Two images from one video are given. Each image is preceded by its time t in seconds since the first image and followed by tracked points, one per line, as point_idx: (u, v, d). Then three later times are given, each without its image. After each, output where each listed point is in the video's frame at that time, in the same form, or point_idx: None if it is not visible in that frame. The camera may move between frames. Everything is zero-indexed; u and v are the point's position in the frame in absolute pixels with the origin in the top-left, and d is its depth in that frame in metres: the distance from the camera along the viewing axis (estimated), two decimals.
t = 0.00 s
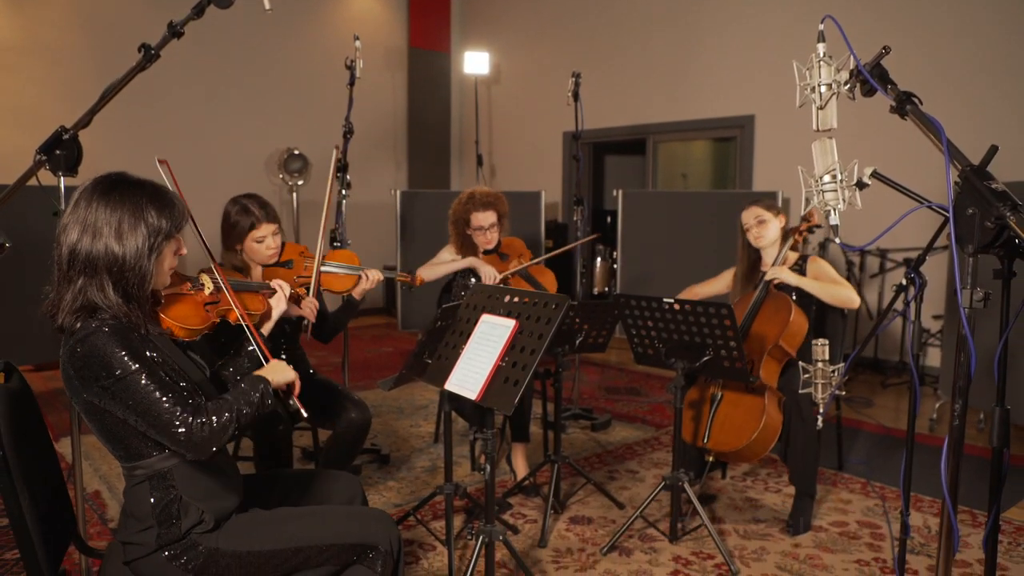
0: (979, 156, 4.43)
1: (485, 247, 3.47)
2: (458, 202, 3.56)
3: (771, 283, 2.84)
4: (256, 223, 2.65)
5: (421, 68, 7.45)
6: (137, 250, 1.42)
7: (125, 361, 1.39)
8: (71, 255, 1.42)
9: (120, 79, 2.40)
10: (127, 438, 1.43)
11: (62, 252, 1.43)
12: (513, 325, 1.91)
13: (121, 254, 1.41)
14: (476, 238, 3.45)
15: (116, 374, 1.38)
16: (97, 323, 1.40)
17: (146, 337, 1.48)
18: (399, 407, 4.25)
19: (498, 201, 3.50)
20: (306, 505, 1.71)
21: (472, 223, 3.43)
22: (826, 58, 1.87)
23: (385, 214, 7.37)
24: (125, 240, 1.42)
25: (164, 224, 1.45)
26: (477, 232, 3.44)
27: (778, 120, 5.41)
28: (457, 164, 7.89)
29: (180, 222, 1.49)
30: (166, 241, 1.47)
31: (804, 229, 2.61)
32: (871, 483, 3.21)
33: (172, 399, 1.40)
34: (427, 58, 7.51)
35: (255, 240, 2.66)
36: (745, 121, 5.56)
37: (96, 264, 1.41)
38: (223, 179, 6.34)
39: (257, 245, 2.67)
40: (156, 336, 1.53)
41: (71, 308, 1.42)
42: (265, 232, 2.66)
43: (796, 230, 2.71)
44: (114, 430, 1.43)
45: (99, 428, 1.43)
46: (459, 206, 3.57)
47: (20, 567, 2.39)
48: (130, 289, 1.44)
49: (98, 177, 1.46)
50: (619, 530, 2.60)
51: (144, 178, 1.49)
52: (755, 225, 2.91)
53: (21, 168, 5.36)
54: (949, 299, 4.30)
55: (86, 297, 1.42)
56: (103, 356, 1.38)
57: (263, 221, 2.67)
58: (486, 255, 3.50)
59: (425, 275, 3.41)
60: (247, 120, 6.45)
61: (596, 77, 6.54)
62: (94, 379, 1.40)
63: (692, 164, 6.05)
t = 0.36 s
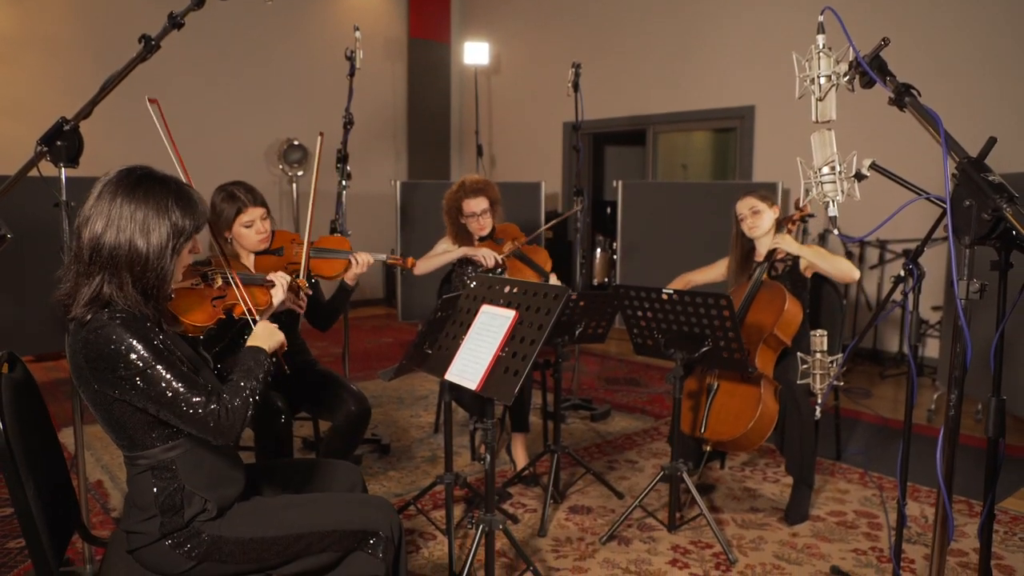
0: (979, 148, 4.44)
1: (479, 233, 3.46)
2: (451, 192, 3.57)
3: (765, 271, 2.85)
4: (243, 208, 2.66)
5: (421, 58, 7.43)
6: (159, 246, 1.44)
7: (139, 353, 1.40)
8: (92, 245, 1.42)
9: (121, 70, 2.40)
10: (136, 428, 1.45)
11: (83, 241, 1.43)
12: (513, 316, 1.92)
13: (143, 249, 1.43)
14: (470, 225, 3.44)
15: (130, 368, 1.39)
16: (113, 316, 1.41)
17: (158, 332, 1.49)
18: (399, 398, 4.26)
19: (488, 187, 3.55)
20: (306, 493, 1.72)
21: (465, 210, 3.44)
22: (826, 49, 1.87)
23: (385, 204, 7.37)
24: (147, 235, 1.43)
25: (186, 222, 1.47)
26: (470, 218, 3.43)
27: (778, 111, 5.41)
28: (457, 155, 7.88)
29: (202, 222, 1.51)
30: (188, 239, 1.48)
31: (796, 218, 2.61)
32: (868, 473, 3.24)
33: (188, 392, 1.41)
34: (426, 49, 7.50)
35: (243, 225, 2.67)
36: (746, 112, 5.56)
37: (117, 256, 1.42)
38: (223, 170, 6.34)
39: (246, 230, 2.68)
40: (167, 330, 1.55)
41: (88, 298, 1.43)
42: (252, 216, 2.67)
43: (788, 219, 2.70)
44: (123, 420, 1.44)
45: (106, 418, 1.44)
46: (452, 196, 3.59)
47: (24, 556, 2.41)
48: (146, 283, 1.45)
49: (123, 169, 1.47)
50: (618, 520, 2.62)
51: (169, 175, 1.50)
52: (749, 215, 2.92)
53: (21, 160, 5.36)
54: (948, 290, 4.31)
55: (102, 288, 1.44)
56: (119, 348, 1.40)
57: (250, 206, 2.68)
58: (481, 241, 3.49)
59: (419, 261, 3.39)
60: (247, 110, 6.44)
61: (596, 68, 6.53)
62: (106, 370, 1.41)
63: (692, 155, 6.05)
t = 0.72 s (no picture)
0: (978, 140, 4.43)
1: (480, 222, 3.45)
2: (454, 181, 3.57)
3: (767, 265, 2.86)
4: (250, 193, 2.67)
5: (420, 51, 7.42)
6: (169, 244, 1.44)
7: (139, 350, 1.40)
8: (104, 239, 1.43)
9: (121, 63, 2.40)
10: (134, 423, 1.44)
11: (94, 234, 1.44)
12: (513, 309, 1.93)
13: (153, 247, 1.43)
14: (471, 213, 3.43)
15: (128, 362, 1.40)
16: (118, 311, 1.42)
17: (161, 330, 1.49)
18: (399, 391, 4.28)
19: (489, 176, 3.54)
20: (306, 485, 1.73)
21: (466, 198, 3.43)
22: (825, 43, 1.87)
23: (385, 197, 7.37)
24: (157, 234, 1.43)
25: (197, 221, 1.47)
26: (471, 207, 3.42)
27: (778, 104, 5.41)
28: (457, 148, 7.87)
29: (213, 221, 1.51)
30: (198, 239, 1.48)
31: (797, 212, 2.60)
32: (867, 465, 3.25)
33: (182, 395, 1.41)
34: (427, 42, 7.48)
35: (249, 211, 2.67)
36: (746, 105, 5.56)
37: (126, 252, 1.43)
38: (223, 163, 6.34)
39: (251, 215, 2.67)
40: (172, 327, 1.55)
41: (96, 292, 1.44)
42: (260, 201, 2.67)
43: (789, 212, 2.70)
44: (119, 414, 1.45)
45: (104, 409, 1.45)
46: (455, 186, 3.58)
47: (28, 547, 2.42)
48: (153, 280, 1.46)
49: (137, 165, 1.47)
50: (618, 512, 2.64)
51: (183, 174, 1.50)
52: (749, 210, 2.91)
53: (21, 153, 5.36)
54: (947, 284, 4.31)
55: (109, 282, 1.44)
56: (118, 343, 1.40)
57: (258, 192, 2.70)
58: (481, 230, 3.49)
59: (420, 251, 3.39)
60: (247, 103, 6.43)
61: (596, 59, 6.51)
62: (108, 365, 1.42)
63: (693, 149, 6.05)
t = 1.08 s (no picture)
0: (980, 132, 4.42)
1: (483, 212, 3.46)
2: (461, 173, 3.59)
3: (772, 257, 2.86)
4: (272, 179, 2.70)
5: (420, 42, 7.39)
6: (175, 231, 1.45)
7: (140, 343, 1.39)
8: (112, 226, 1.44)
9: (120, 55, 2.39)
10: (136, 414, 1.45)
11: (101, 222, 1.45)
12: (513, 301, 1.92)
13: (159, 233, 1.43)
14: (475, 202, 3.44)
15: (127, 356, 1.39)
16: (122, 299, 1.41)
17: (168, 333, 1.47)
18: (400, 382, 4.28)
19: (496, 168, 3.56)
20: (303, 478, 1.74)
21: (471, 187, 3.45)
22: (827, 34, 1.86)
23: (385, 189, 7.36)
24: (164, 221, 1.44)
25: (202, 207, 1.48)
26: (475, 195, 3.43)
27: (779, 95, 5.39)
28: (457, 139, 7.86)
29: (218, 208, 1.52)
30: (204, 225, 1.49)
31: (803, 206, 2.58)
32: (867, 457, 3.26)
33: (172, 395, 1.39)
34: (426, 33, 7.44)
35: (269, 195, 2.69)
36: (747, 96, 5.54)
37: (133, 239, 1.43)
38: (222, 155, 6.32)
39: (269, 200, 2.69)
40: (179, 320, 1.54)
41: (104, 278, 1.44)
42: (280, 186, 2.69)
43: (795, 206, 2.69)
44: (123, 404, 1.45)
45: (108, 399, 1.46)
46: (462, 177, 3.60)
47: (30, 539, 2.43)
48: (159, 268, 1.46)
49: (143, 152, 1.48)
50: (618, 503, 2.64)
51: (189, 160, 1.51)
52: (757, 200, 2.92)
53: (20, 146, 5.35)
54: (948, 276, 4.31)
55: (116, 270, 1.45)
56: (120, 334, 1.39)
57: (280, 178, 2.73)
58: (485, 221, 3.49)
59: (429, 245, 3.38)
60: (247, 95, 6.41)
61: (596, 50, 6.49)
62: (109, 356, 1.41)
63: (693, 141, 6.04)
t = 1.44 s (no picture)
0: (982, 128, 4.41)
1: (490, 216, 3.43)
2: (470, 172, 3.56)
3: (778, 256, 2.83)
4: (298, 180, 2.72)
5: (420, 38, 7.37)
6: (182, 225, 1.44)
7: (148, 335, 1.39)
8: (118, 220, 1.42)
9: (117, 49, 2.36)
10: (140, 409, 1.43)
11: (106, 216, 1.43)
12: (513, 297, 1.91)
13: (166, 228, 1.42)
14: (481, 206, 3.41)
15: (136, 349, 1.39)
16: (129, 292, 1.41)
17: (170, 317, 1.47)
18: (399, 380, 4.27)
19: (507, 171, 3.52)
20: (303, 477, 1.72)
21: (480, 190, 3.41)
22: (829, 28, 1.84)
23: (384, 186, 7.34)
24: (171, 215, 1.43)
25: (208, 203, 1.47)
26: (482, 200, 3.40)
27: (780, 91, 5.37)
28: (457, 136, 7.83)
29: (223, 203, 1.51)
30: (209, 220, 1.48)
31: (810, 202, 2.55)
32: (868, 454, 3.25)
33: (184, 386, 1.39)
34: (426, 28, 7.42)
35: (291, 194, 2.71)
36: (748, 92, 5.52)
37: (139, 233, 1.42)
38: (221, 152, 6.30)
39: (289, 199, 2.71)
40: (182, 313, 1.53)
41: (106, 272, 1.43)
42: (304, 188, 2.71)
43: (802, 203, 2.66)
44: (125, 400, 1.43)
45: (110, 395, 1.44)
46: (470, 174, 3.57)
47: (27, 537, 2.42)
48: (165, 263, 1.44)
49: (148, 147, 1.46)
50: (618, 501, 2.63)
51: (195, 156, 1.50)
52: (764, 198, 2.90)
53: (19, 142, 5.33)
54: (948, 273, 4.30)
55: (122, 264, 1.44)
56: (127, 328, 1.39)
57: (306, 180, 2.74)
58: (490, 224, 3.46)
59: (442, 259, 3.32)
60: (246, 91, 6.39)
61: (596, 45, 6.47)
62: (116, 350, 1.41)
63: (694, 137, 6.02)
